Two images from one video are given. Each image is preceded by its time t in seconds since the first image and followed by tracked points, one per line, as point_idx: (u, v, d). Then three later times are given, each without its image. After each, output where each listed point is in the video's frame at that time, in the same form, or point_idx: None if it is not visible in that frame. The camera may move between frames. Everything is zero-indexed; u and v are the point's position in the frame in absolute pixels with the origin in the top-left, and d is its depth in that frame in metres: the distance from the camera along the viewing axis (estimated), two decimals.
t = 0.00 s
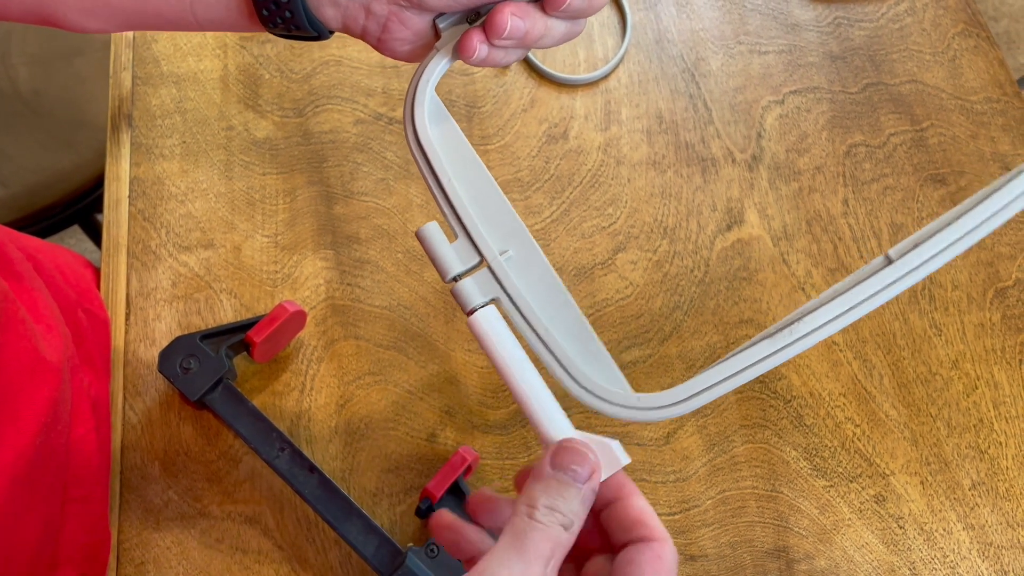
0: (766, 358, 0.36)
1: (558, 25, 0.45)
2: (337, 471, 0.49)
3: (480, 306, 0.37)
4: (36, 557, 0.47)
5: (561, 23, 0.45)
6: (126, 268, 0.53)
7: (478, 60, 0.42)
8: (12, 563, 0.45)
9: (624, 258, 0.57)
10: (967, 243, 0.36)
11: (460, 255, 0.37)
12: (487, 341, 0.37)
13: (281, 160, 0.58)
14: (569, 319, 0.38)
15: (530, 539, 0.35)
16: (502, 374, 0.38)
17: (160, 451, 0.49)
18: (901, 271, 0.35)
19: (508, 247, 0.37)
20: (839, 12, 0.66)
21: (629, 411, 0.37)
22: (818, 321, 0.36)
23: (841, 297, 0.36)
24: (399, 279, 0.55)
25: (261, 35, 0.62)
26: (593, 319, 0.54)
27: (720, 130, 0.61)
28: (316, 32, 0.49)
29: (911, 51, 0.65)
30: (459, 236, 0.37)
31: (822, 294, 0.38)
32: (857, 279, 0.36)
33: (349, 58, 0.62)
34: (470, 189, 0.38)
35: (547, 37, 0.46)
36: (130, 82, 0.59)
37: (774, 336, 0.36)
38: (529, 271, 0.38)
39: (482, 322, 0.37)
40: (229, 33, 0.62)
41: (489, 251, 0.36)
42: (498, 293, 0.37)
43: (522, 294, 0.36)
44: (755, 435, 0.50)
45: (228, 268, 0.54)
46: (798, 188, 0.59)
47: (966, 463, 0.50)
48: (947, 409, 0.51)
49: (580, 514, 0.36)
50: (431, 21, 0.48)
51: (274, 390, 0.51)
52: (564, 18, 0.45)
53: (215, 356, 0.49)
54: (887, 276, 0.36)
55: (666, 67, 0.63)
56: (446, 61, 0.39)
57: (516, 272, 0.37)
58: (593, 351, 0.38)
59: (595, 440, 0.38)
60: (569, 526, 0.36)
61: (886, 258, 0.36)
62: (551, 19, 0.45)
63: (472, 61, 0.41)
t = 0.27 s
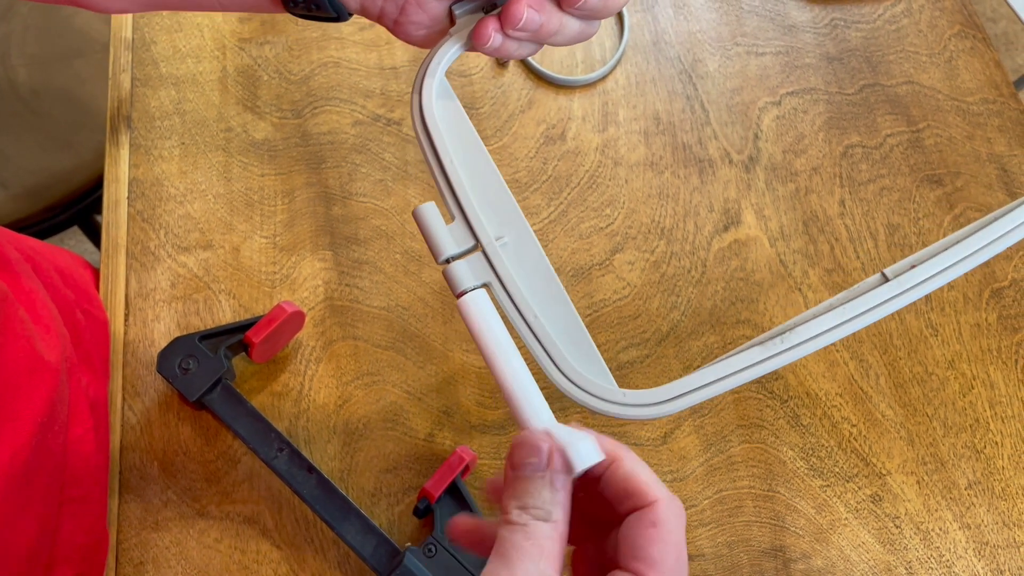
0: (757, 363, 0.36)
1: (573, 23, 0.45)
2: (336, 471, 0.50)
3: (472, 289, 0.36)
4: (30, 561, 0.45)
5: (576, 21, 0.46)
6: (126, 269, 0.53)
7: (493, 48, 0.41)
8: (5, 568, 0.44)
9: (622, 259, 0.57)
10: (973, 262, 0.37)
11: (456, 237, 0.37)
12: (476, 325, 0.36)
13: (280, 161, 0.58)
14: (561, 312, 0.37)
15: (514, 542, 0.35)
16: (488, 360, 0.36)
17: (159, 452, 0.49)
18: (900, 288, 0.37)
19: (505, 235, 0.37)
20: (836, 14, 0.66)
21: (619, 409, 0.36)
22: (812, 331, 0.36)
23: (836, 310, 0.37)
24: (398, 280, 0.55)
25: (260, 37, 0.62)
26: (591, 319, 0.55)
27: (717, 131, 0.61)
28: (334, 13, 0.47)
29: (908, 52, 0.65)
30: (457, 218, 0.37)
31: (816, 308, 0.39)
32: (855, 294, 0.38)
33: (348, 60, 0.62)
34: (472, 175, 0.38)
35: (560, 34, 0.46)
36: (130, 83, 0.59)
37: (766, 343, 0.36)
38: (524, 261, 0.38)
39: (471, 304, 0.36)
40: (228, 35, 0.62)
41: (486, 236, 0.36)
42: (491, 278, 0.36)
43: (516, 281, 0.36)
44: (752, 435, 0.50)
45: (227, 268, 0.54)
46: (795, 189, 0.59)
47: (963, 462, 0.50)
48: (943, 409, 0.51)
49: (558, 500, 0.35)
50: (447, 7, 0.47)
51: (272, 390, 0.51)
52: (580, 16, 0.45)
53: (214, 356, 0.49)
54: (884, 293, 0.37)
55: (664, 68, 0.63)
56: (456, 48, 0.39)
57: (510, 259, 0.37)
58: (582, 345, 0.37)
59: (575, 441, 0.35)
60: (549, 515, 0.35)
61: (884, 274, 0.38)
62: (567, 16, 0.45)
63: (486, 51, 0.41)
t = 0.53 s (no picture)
0: (759, 347, 0.39)
1: (573, 12, 0.45)
2: (338, 468, 0.50)
3: (478, 280, 0.37)
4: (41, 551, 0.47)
5: (576, 11, 0.45)
6: (127, 267, 0.53)
7: (495, 38, 0.41)
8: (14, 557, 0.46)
9: (623, 257, 0.57)
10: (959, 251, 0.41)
11: (460, 229, 0.37)
12: (482, 315, 0.37)
13: (282, 160, 0.58)
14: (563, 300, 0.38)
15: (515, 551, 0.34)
16: (494, 349, 0.37)
17: (161, 449, 0.49)
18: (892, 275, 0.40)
19: (508, 227, 0.38)
20: (837, 13, 0.66)
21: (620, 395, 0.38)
22: (809, 319, 0.39)
23: (831, 299, 0.40)
24: (399, 277, 0.55)
25: (261, 35, 0.62)
26: (593, 317, 0.55)
27: (718, 130, 0.61)
28: (338, 5, 0.46)
29: (908, 51, 0.65)
30: (461, 210, 0.37)
31: (810, 296, 0.41)
32: (846, 283, 0.40)
33: (349, 58, 0.62)
34: (477, 167, 0.38)
35: (560, 24, 0.45)
36: (131, 82, 0.60)
37: (763, 331, 0.39)
38: (528, 251, 0.38)
39: (478, 296, 0.37)
40: (230, 34, 0.62)
41: (491, 228, 0.37)
42: (496, 270, 0.37)
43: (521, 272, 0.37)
44: (753, 432, 0.50)
45: (229, 266, 0.54)
46: (796, 187, 0.59)
47: (964, 459, 0.50)
48: (944, 407, 0.52)
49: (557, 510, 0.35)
50: None
51: (274, 388, 0.51)
52: (580, 5, 0.45)
53: (217, 354, 0.49)
54: (878, 281, 0.40)
55: (665, 67, 0.63)
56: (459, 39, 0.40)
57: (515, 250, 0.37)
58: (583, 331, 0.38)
59: (568, 434, 0.35)
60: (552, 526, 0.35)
61: (876, 264, 0.41)
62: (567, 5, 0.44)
63: (488, 40, 0.41)
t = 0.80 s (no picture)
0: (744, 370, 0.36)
1: (567, 15, 0.45)
2: (337, 466, 0.50)
3: (463, 296, 0.37)
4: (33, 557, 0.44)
5: (570, 13, 0.45)
6: (127, 266, 0.53)
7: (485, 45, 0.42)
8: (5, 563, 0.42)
9: (622, 256, 0.57)
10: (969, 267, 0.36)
11: (447, 244, 0.37)
12: (467, 331, 0.37)
13: (281, 159, 0.58)
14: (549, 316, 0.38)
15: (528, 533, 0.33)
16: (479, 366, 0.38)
17: (161, 447, 0.49)
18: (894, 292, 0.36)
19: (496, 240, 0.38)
20: (835, 12, 0.67)
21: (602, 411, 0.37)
22: (798, 338, 0.36)
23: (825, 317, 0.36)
24: (398, 276, 0.55)
25: (260, 35, 0.62)
26: (591, 316, 0.55)
27: (717, 129, 0.61)
28: (329, 14, 0.48)
29: (907, 50, 0.65)
30: (449, 225, 0.37)
31: (805, 315, 0.38)
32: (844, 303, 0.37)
33: (349, 58, 0.62)
34: (466, 179, 0.38)
35: (554, 27, 0.45)
36: (131, 82, 0.60)
37: (749, 351, 0.36)
38: (516, 266, 0.38)
39: (463, 311, 0.37)
40: (229, 33, 0.62)
41: (477, 243, 0.37)
42: (480, 285, 0.37)
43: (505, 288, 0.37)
44: (752, 430, 0.50)
45: (228, 265, 0.54)
46: (795, 186, 0.60)
47: (962, 458, 0.50)
48: (942, 405, 0.52)
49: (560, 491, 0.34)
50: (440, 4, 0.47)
51: (273, 386, 0.51)
52: (574, 8, 0.45)
53: (216, 352, 0.49)
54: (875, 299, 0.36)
55: (664, 67, 0.63)
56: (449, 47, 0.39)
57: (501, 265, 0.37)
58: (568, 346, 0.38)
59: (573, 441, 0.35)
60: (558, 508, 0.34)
61: (876, 281, 0.37)
62: (560, 9, 0.44)
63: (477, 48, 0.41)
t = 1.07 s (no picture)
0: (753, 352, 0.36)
1: (572, 6, 0.45)
2: (339, 466, 0.50)
3: (473, 284, 0.37)
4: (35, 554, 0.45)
5: (576, 4, 0.45)
6: (129, 265, 0.54)
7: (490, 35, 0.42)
8: (8, 559, 0.43)
9: (623, 256, 0.57)
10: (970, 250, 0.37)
11: (456, 233, 0.37)
12: (476, 319, 0.37)
13: (282, 159, 0.58)
14: (556, 302, 0.38)
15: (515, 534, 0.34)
16: (489, 353, 0.38)
17: (163, 447, 0.49)
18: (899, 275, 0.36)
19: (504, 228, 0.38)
20: (835, 13, 0.67)
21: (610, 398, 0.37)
22: (807, 321, 0.36)
23: (832, 299, 0.37)
24: (400, 276, 0.55)
25: (262, 36, 0.62)
26: (592, 316, 0.55)
27: (718, 129, 0.62)
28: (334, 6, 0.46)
29: (907, 51, 0.65)
30: (457, 213, 0.37)
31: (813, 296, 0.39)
32: (850, 283, 0.37)
33: (350, 58, 0.62)
34: (473, 169, 0.38)
35: (559, 18, 0.46)
36: (133, 82, 0.60)
37: (759, 334, 0.37)
38: (524, 253, 0.38)
39: (472, 299, 0.37)
40: (231, 34, 0.62)
41: (485, 230, 0.37)
42: (490, 272, 0.37)
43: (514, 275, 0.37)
44: (752, 430, 0.50)
45: (230, 265, 0.54)
46: (796, 186, 0.60)
47: (963, 457, 0.50)
48: (942, 405, 0.52)
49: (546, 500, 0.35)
50: None
51: (275, 386, 0.52)
52: None
53: (218, 351, 0.49)
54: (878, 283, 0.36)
55: (664, 67, 0.63)
56: (455, 36, 0.39)
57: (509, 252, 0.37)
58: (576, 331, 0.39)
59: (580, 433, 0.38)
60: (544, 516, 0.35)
61: (881, 263, 0.37)
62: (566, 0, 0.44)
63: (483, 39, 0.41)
